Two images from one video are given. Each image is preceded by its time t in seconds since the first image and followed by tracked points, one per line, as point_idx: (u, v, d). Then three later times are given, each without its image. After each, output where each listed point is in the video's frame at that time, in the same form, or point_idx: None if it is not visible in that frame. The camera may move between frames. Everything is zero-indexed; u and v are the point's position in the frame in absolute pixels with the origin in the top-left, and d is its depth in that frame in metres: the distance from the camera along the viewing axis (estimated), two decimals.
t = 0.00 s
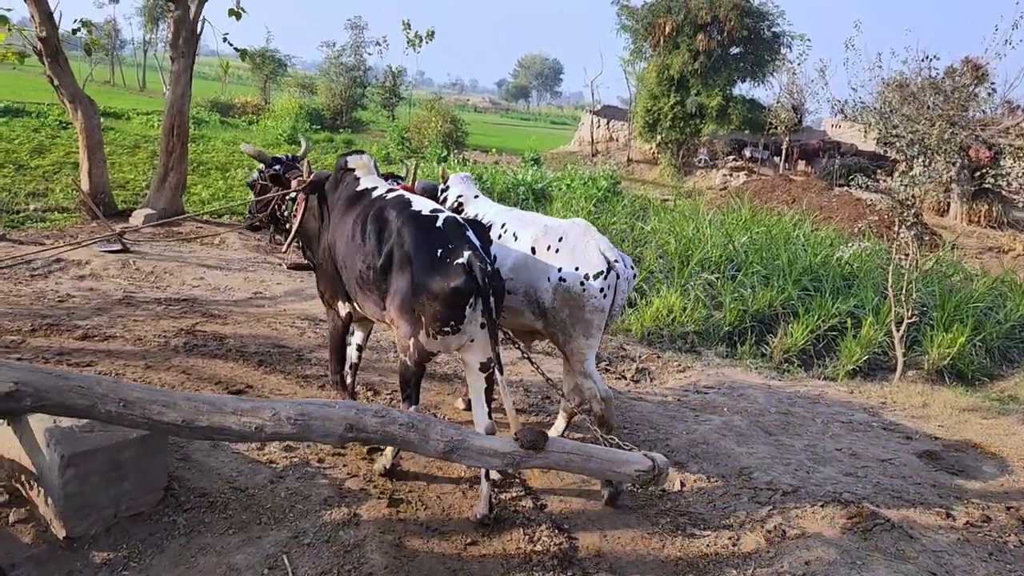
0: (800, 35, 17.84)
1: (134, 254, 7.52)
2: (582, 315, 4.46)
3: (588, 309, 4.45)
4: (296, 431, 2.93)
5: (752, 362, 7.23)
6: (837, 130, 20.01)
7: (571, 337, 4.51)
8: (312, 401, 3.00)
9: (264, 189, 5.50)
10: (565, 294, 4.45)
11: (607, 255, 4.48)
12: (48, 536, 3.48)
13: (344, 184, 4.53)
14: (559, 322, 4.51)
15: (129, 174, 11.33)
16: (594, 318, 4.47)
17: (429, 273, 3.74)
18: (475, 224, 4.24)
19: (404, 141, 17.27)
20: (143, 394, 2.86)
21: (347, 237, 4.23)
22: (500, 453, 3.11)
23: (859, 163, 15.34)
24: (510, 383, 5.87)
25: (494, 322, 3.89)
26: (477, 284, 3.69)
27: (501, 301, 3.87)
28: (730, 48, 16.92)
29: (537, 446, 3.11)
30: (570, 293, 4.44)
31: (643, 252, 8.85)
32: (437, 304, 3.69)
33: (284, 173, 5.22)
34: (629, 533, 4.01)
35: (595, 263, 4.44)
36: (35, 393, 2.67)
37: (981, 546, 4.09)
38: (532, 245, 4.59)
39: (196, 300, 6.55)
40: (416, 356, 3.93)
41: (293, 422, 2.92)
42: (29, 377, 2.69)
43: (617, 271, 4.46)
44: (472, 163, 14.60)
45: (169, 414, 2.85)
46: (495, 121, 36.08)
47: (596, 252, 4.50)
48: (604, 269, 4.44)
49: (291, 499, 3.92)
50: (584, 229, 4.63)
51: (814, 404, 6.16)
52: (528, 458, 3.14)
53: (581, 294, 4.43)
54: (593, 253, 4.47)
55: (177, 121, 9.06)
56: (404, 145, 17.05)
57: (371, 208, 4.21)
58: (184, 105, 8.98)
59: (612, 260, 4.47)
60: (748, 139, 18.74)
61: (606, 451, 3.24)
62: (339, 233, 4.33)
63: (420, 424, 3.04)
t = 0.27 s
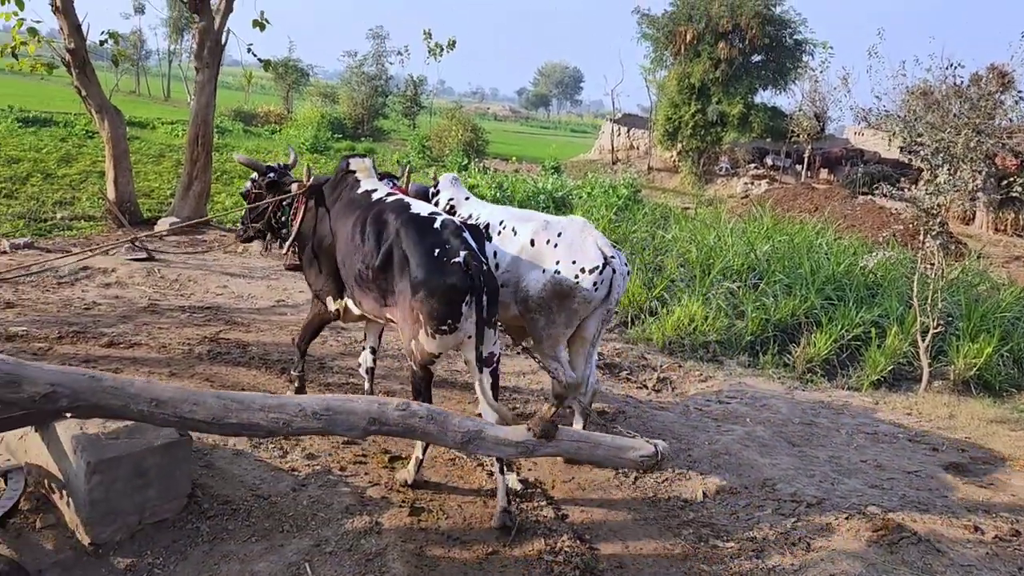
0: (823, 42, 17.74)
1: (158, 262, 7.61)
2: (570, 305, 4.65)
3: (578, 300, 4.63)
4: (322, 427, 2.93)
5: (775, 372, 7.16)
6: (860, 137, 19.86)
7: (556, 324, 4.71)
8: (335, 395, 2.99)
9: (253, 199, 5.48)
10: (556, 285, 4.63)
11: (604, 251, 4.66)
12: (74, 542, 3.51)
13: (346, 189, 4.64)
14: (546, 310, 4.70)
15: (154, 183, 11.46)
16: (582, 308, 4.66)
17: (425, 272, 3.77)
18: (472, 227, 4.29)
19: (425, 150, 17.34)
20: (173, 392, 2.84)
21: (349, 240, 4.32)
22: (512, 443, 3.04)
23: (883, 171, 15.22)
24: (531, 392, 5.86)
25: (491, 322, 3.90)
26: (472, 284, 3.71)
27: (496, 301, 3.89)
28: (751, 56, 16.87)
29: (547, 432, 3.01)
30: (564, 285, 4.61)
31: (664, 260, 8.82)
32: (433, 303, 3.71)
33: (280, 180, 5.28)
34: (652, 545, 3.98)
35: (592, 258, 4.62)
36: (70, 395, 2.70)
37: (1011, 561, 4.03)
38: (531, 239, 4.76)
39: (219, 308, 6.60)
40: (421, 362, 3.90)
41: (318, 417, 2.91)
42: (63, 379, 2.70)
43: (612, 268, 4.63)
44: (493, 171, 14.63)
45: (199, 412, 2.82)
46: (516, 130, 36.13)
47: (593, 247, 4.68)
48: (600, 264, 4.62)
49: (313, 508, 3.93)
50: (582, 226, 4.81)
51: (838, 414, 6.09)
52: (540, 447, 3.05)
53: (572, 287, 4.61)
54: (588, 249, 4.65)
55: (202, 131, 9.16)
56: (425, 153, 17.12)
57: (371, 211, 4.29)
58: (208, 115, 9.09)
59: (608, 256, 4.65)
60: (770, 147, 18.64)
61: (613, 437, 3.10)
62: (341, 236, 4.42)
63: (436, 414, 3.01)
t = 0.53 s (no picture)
0: (847, 48, 17.60)
1: (184, 270, 7.70)
2: (566, 308, 4.67)
3: (573, 303, 4.64)
4: (345, 422, 2.94)
5: (799, 381, 7.09)
6: (885, 144, 19.68)
7: (554, 325, 4.72)
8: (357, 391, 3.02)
9: (253, 201, 5.80)
10: (552, 288, 4.64)
11: (597, 254, 4.65)
12: (100, 547, 3.54)
13: (346, 196, 4.85)
14: (544, 313, 4.71)
15: (179, 191, 11.58)
16: (577, 311, 4.67)
17: (430, 272, 3.94)
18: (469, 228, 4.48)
19: (446, 157, 17.42)
20: (203, 390, 2.86)
21: (352, 246, 4.51)
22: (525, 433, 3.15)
23: (907, 178, 15.07)
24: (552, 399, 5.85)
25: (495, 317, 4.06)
26: (478, 280, 3.87)
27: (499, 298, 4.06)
28: (774, 63, 16.79)
29: (559, 424, 3.16)
30: (558, 287, 4.62)
31: (686, 268, 8.78)
32: (442, 300, 3.87)
33: (278, 183, 5.61)
34: (675, 556, 3.95)
35: (585, 261, 4.61)
36: (104, 395, 2.69)
37: None
38: (526, 240, 4.78)
39: (243, 315, 6.66)
40: (432, 362, 4.02)
41: (342, 413, 2.92)
42: (98, 379, 2.69)
43: (607, 272, 4.64)
44: (513, 179, 14.65)
45: (229, 410, 2.84)
46: (537, 137, 36.16)
47: (586, 250, 4.67)
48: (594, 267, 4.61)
49: (336, 515, 3.94)
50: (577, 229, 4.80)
51: (863, 424, 6.03)
52: (551, 437, 3.19)
53: (568, 290, 4.62)
54: (584, 253, 4.65)
55: (227, 140, 9.25)
56: (447, 161, 17.20)
57: (372, 216, 4.47)
58: (232, 125, 9.18)
59: (603, 260, 4.64)
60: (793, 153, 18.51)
61: (618, 428, 3.36)
62: (343, 243, 4.61)
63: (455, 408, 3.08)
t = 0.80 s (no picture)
0: (870, 53, 17.47)
1: (209, 276, 7.79)
2: (564, 300, 4.92)
3: (569, 294, 4.90)
4: (365, 415, 3.21)
5: (823, 390, 7.02)
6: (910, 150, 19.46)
7: (554, 318, 4.99)
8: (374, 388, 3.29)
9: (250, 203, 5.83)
10: (549, 283, 4.90)
11: (588, 247, 4.91)
12: (127, 551, 3.58)
13: (344, 198, 5.02)
14: (544, 308, 4.98)
15: (203, 198, 11.71)
16: (574, 302, 4.92)
17: (445, 272, 4.16)
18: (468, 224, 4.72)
19: (467, 164, 17.46)
20: (230, 389, 3.07)
21: (357, 247, 4.70)
22: (538, 423, 3.57)
23: (933, 184, 14.88)
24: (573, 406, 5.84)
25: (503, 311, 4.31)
26: (491, 277, 4.10)
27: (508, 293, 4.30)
28: (797, 68, 16.68)
29: (565, 414, 3.64)
30: (554, 280, 4.88)
31: (708, 275, 8.74)
32: (458, 299, 4.10)
33: (278, 186, 5.68)
34: (698, 566, 3.92)
35: (577, 253, 4.87)
36: (137, 395, 2.87)
37: None
38: (520, 238, 5.05)
39: (266, 321, 6.71)
40: (448, 357, 4.24)
41: (362, 407, 3.19)
42: (130, 380, 2.88)
43: (597, 262, 4.87)
44: (534, 185, 14.65)
45: (257, 406, 3.06)
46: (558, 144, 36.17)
47: (578, 243, 4.93)
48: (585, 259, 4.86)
49: (358, 521, 3.96)
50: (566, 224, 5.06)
51: (889, 433, 5.96)
52: (558, 426, 3.64)
53: (563, 282, 4.87)
54: (574, 246, 4.90)
55: (250, 147, 9.34)
56: (468, 168, 17.26)
57: (377, 218, 4.66)
58: (257, 133, 9.26)
59: (594, 252, 4.90)
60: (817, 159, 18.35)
61: (619, 417, 3.83)
62: (346, 244, 4.80)
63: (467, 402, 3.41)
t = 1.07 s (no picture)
0: (898, 56, 17.31)
1: (235, 280, 7.87)
2: (564, 298, 4.96)
3: (569, 292, 4.93)
4: (388, 409, 3.24)
5: (850, 396, 6.94)
6: (939, 154, 19.22)
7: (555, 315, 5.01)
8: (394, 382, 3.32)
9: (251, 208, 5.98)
10: (548, 280, 4.93)
11: (580, 244, 4.96)
12: (154, 552, 3.61)
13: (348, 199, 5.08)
14: (544, 305, 5.01)
15: (229, 202, 11.83)
16: (575, 298, 4.96)
17: (465, 267, 4.25)
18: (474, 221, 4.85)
19: (490, 168, 17.51)
20: (258, 387, 3.08)
21: (368, 247, 4.75)
22: (549, 416, 3.63)
23: (963, 188, 14.69)
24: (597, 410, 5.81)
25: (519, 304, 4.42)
26: (510, 272, 4.22)
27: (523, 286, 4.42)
28: (823, 71, 16.55)
29: (573, 405, 3.71)
30: (551, 278, 4.92)
31: (733, 279, 8.69)
32: (479, 294, 4.19)
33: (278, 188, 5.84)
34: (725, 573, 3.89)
35: (570, 251, 4.92)
36: (168, 393, 2.91)
37: None
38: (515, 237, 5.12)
39: (292, 325, 6.76)
40: (468, 351, 4.32)
41: (384, 401, 3.22)
42: (161, 378, 2.92)
43: (593, 260, 4.94)
44: (558, 190, 14.65)
45: (281, 403, 3.09)
46: (581, 148, 36.15)
47: (570, 241, 4.97)
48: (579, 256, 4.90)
49: (383, 525, 3.97)
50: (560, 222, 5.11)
51: (918, 441, 5.88)
52: (565, 416, 3.70)
53: (562, 279, 4.90)
54: (569, 243, 4.95)
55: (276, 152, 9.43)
56: (491, 172, 17.30)
57: (388, 218, 4.72)
58: (282, 138, 9.33)
59: (588, 249, 4.96)
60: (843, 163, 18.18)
61: (623, 406, 3.89)
62: (355, 244, 4.86)
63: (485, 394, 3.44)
